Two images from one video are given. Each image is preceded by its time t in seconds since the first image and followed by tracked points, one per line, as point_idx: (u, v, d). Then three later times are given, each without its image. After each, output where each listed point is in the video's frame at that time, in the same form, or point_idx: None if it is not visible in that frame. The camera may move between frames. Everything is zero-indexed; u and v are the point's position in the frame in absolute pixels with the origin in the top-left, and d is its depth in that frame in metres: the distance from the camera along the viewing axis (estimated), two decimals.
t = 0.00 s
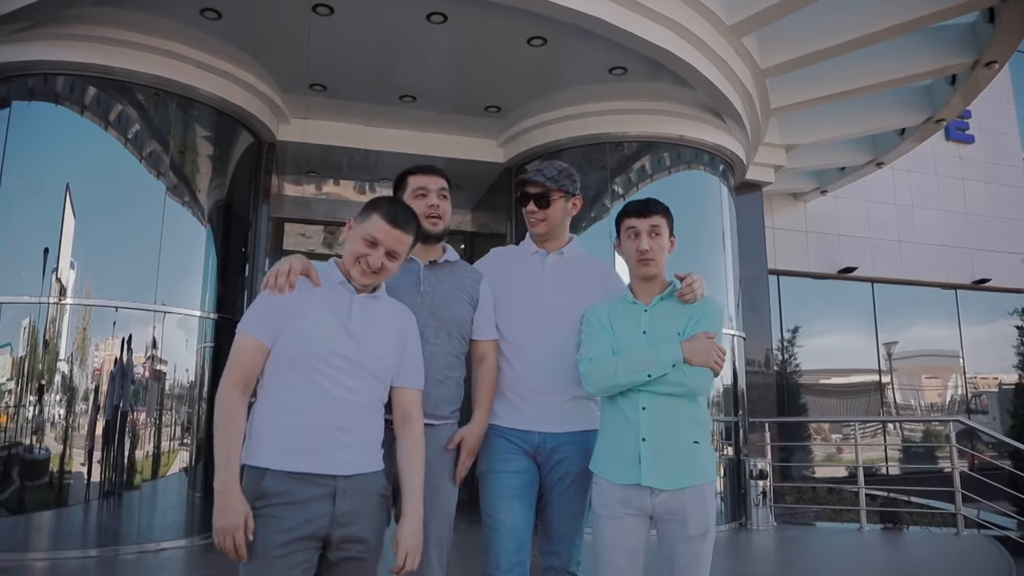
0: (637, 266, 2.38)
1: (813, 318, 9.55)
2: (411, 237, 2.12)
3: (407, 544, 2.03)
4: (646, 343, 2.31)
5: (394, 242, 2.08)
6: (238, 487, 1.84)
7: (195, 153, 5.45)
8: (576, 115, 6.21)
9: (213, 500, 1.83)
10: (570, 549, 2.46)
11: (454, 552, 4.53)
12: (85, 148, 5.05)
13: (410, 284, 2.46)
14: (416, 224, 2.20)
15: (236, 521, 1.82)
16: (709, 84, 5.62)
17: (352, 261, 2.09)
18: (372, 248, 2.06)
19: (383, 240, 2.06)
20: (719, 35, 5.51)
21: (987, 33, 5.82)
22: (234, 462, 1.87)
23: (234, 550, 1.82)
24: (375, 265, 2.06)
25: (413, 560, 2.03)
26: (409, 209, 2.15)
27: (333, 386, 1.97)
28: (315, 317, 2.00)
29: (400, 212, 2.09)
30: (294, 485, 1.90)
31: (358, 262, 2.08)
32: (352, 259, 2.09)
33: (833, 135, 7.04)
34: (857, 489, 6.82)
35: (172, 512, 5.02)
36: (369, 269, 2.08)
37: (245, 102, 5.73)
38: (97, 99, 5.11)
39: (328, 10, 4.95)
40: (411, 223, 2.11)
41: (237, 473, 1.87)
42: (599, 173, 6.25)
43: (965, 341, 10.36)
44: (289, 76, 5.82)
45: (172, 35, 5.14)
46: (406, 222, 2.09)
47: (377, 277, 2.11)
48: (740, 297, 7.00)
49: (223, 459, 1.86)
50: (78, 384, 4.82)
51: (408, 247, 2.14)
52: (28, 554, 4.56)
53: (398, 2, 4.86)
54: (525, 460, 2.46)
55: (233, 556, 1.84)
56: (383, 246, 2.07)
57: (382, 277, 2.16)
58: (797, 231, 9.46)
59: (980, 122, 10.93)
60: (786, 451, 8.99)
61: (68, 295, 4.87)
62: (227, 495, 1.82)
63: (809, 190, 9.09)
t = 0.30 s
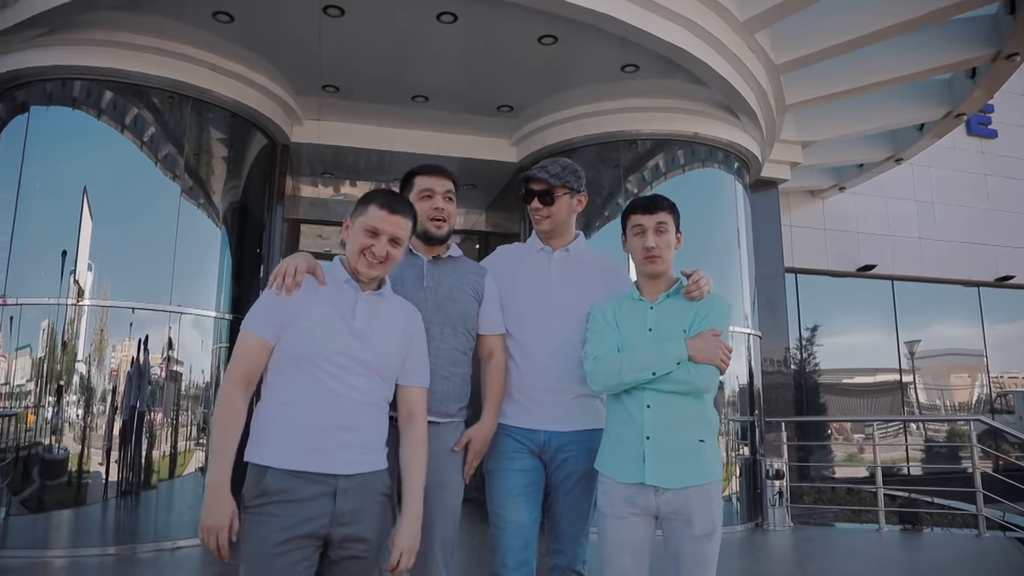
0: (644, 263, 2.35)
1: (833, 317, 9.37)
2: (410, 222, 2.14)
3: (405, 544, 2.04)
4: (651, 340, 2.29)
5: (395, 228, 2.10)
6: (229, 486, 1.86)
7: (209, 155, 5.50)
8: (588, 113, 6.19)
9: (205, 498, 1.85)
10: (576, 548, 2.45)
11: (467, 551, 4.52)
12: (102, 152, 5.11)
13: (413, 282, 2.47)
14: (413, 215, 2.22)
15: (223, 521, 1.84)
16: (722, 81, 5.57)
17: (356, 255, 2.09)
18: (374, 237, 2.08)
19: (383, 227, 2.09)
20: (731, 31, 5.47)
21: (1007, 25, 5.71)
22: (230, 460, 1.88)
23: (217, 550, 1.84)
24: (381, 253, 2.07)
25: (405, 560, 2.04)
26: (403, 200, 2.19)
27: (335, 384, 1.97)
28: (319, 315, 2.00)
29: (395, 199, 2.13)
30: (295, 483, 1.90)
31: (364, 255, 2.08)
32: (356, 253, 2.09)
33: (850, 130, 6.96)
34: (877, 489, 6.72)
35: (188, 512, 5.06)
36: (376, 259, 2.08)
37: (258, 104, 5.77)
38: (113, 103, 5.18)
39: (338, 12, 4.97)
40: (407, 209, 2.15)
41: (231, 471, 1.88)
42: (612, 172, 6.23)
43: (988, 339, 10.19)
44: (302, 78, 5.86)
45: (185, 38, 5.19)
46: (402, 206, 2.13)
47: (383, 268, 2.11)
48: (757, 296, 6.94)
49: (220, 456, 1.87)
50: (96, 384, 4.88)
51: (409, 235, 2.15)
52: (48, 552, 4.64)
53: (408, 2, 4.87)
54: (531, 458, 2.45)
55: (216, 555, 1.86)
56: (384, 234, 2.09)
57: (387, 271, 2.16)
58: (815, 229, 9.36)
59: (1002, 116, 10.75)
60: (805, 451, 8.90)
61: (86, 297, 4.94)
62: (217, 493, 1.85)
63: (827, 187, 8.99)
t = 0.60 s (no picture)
0: (645, 262, 2.34)
1: (852, 316, 9.27)
2: (400, 211, 2.16)
3: (417, 540, 2.02)
4: (652, 340, 2.28)
5: (385, 218, 2.12)
6: (237, 484, 1.86)
7: (223, 158, 5.56)
8: (600, 113, 6.17)
9: (213, 496, 1.85)
10: (579, 547, 2.44)
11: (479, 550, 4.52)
12: (118, 155, 5.18)
13: (415, 283, 2.45)
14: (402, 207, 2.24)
15: (232, 519, 1.84)
16: (734, 78, 5.53)
17: (352, 249, 2.10)
18: (367, 229, 2.10)
19: (374, 217, 2.10)
20: (743, 28, 5.42)
21: None
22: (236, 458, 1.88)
23: (228, 548, 1.84)
24: (376, 243, 2.09)
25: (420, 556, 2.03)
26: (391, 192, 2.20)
27: (336, 380, 1.96)
28: (319, 313, 2.01)
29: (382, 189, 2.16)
30: (298, 484, 1.90)
31: (359, 248, 2.10)
32: (352, 247, 2.10)
33: (867, 127, 6.87)
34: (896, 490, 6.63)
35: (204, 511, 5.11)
36: (372, 251, 2.10)
37: (270, 107, 5.82)
38: (128, 107, 5.24)
39: (349, 14, 4.99)
40: (396, 199, 2.17)
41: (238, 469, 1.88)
42: (625, 172, 6.22)
43: (1012, 338, 10.01)
44: (314, 80, 5.89)
45: (199, 42, 5.25)
46: (388, 196, 2.15)
47: (380, 259, 2.12)
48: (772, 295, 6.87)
49: (225, 456, 1.87)
50: (112, 385, 4.94)
51: (401, 224, 2.17)
52: (67, 549, 4.70)
53: (417, 3, 4.87)
54: (533, 458, 2.43)
55: (228, 554, 1.86)
56: (377, 224, 2.11)
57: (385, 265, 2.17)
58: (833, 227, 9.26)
59: None
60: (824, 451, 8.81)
61: (102, 299, 5.01)
62: (224, 492, 1.85)
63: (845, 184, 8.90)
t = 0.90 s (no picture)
0: (644, 263, 2.34)
1: (869, 314, 9.14)
2: (400, 212, 2.16)
3: (423, 537, 1.99)
4: (653, 340, 2.27)
5: (386, 220, 2.11)
6: (245, 483, 1.84)
7: (237, 161, 5.60)
8: (612, 111, 6.14)
9: (221, 493, 1.82)
10: (585, 548, 2.40)
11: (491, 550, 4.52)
12: (133, 159, 5.24)
13: (417, 282, 2.46)
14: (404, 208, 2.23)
15: (242, 516, 1.82)
16: (747, 75, 5.47)
17: (354, 251, 2.09)
18: (369, 231, 2.09)
19: (375, 219, 2.09)
20: (755, 24, 5.37)
21: None
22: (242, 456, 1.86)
23: (239, 545, 1.81)
24: (377, 245, 2.08)
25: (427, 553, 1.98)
26: (391, 194, 2.19)
27: (337, 380, 1.95)
28: (320, 312, 1.99)
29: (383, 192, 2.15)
30: (300, 484, 1.89)
31: (360, 250, 2.09)
32: (353, 249, 2.09)
33: (883, 122, 6.78)
34: (916, 491, 6.55)
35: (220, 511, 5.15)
36: (373, 252, 2.09)
37: (282, 109, 5.86)
38: (143, 112, 5.31)
39: (358, 16, 5.01)
40: (397, 201, 2.16)
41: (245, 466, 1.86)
42: (638, 171, 6.18)
43: None
44: (325, 83, 5.92)
45: (211, 47, 5.30)
46: (390, 199, 2.15)
47: (381, 261, 2.11)
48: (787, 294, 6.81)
49: (232, 456, 1.85)
50: (129, 386, 5.00)
51: (402, 225, 2.16)
52: (85, 548, 4.77)
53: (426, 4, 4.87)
54: (538, 459, 2.39)
55: (238, 551, 1.83)
56: (378, 226, 2.10)
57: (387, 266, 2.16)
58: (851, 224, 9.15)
59: None
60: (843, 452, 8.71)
61: (119, 301, 5.07)
62: (232, 489, 1.82)
63: (863, 181, 8.80)
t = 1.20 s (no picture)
0: (636, 265, 2.35)
1: (890, 314, 8.98)
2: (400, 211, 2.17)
3: (417, 539, 1.98)
4: (656, 340, 2.25)
5: (387, 217, 2.12)
6: (235, 481, 1.83)
7: (251, 163, 5.65)
8: (625, 110, 6.11)
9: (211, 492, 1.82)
10: (587, 549, 2.39)
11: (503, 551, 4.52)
12: (149, 162, 5.31)
13: (421, 283, 2.46)
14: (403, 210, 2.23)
15: (229, 516, 1.81)
16: (759, 72, 5.42)
17: (354, 249, 2.08)
18: (369, 229, 2.09)
19: (376, 217, 2.10)
20: (767, 21, 5.32)
21: None
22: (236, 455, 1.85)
23: (223, 545, 1.81)
24: (379, 241, 2.08)
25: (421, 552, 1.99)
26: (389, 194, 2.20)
27: (339, 380, 1.95)
28: (321, 312, 1.99)
29: (383, 191, 2.16)
30: (300, 483, 1.88)
31: (361, 247, 2.08)
32: (354, 246, 2.09)
33: (901, 119, 6.69)
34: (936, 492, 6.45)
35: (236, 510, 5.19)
36: (374, 250, 2.09)
37: (295, 112, 5.90)
38: (158, 115, 5.38)
39: (368, 18, 5.03)
40: (397, 200, 2.17)
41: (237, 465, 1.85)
42: (651, 170, 6.15)
43: None
44: (337, 85, 5.96)
45: (225, 51, 5.36)
46: (391, 198, 2.16)
47: (382, 259, 2.11)
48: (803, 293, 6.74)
49: (228, 456, 1.84)
50: (145, 386, 5.05)
51: (403, 224, 2.17)
52: (103, 546, 4.83)
53: (435, 4, 4.88)
54: (539, 459, 2.39)
55: (223, 550, 1.83)
56: (379, 223, 2.11)
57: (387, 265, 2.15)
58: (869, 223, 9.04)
59: None
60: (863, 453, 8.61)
61: (136, 302, 5.14)
62: (223, 488, 1.81)
63: (881, 178, 8.69)
